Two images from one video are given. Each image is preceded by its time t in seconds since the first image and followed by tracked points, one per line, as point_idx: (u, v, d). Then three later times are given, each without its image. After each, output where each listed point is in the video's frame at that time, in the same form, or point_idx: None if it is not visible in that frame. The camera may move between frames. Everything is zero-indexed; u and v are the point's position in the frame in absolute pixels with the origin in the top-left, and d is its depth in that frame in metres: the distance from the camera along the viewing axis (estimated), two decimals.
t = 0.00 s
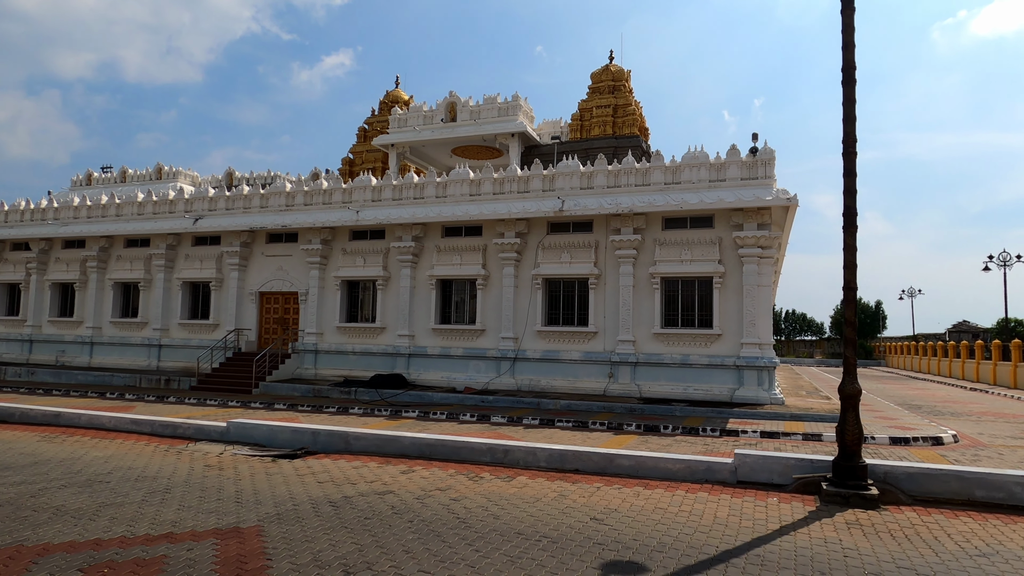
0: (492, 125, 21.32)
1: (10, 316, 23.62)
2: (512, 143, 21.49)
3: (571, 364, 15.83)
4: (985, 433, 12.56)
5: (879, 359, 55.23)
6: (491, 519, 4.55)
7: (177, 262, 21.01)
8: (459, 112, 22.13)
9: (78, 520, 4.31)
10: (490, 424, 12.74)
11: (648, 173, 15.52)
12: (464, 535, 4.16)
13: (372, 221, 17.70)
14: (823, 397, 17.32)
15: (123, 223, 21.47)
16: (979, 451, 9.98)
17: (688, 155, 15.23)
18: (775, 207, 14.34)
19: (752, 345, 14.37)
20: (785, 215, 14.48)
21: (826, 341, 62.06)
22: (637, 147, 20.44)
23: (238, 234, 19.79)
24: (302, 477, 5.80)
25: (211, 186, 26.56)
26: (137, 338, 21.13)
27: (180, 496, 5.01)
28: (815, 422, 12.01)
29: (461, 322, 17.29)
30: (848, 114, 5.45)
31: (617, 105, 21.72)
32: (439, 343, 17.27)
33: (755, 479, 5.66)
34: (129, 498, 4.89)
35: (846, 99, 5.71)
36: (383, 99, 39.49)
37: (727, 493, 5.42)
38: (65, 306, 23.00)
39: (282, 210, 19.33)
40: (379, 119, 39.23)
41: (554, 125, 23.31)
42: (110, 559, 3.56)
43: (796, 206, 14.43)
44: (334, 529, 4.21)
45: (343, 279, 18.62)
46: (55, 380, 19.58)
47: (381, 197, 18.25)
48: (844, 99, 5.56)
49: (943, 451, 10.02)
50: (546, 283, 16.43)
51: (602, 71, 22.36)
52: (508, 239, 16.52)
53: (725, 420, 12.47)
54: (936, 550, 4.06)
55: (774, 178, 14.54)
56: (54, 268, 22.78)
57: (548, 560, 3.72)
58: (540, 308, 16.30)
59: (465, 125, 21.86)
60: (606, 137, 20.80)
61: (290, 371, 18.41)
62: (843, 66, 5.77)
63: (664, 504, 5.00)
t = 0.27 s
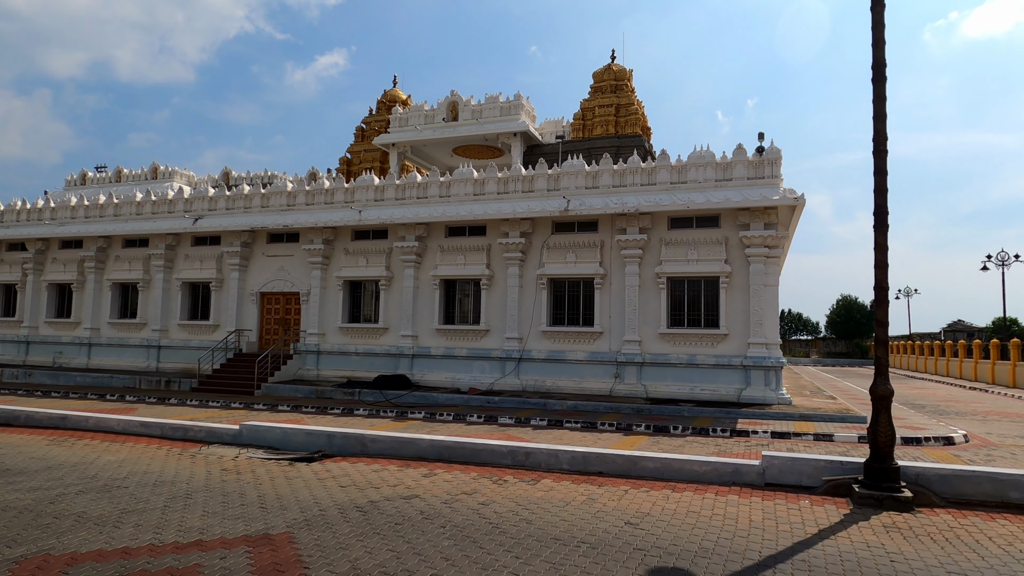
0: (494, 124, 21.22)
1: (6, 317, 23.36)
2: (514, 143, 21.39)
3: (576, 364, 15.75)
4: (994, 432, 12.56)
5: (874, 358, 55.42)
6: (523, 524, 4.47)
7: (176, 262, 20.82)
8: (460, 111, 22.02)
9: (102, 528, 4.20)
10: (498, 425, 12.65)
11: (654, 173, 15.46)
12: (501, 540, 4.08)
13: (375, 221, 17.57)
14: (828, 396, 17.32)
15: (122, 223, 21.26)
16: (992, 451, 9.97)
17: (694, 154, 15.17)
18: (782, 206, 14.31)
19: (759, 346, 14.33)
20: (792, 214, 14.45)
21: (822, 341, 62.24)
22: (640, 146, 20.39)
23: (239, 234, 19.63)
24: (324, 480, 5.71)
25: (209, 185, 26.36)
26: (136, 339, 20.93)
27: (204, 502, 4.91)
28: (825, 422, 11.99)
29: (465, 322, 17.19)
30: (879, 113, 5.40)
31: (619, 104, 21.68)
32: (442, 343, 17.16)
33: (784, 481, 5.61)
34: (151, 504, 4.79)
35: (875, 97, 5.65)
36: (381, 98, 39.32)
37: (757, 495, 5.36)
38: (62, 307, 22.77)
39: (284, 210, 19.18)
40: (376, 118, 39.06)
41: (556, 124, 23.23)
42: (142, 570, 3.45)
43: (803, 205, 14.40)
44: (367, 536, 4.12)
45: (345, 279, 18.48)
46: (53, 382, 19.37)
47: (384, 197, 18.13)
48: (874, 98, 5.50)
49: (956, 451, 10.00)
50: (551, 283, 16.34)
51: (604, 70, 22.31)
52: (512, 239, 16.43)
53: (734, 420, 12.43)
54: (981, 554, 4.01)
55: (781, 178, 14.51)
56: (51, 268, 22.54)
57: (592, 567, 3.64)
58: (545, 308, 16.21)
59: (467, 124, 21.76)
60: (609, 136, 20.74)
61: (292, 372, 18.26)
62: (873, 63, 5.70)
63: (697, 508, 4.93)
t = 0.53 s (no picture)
0: (496, 122, 21.13)
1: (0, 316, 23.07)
2: (516, 141, 21.30)
3: (581, 364, 15.67)
4: (1001, 431, 12.57)
5: (869, 357, 55.65)
6: (555, 525, 4.39)
7: (174, 261, 20.61)
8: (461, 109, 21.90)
9: (125, 531, 4.08)
10: (504, 424, 12.56)
11: (659, 171, 15.41)
12: (536, 542, 4.00)
13: (377, 219, 17.44)
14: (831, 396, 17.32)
15: (119, 221, 21.03)
16: (1003, 450, 9.96)
17: (699, 152, 15.12)
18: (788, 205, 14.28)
19: (765, 345, 14.30)
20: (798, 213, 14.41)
21: (817, 340, 62.46)
22: (642, 145, 20.35)
23: (238, 233, 19.45)
24: (343, 480, 5.61)
25: (206, 183, 26.13)
26: (133, 338, 20.72)
27: (225, 503, 4.80)
28: (832, 421, 11.97)
29: (468, 321, 17.08)
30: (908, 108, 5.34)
31: (621, 103, 21.63)
32: (445, 342, 17.04)
33: (811, 480, 5.55)
34: (172, 505, 4.68)
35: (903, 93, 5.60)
36: (378, 96, 39.16)
37: (785, 495, 5.31)
38: (58, 306, 22.51)
39: (284, 208, 19.01)
40: (373, 117, 38.89)
41: (557, 123, 23.16)
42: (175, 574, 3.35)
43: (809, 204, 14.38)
44: (399, 538, 4.02)
45: (347, 278, 18.34)
46: (50, 382, 19.14)
47: (385, 195, 17.99)
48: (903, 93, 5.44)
49: (967, 450, 9.99)
50: (555, 282, 16.25)
51: (606, 69, 22.26)
52: (516, 238, 16.34)
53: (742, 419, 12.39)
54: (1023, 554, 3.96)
55: (786, 176, 14.48)
56: (46, 267, 22.28)
57: (635, 569, 3.57)
58: (549, 307, 16.12)
59: (468, 122, 21.65)
60: (611, 135, 20.67)
61: (293, 372, 18.11)
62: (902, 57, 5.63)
63: (727, 508, 4.87)
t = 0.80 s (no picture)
0: (498, 121, 21.04)
1: None
2: (518, 140, 21.21)
3: (586, 364, 15.61)
4: (1007, 431, 12.59)
5: (864, 357, 55.88)
6: (589, 530, 4.31)
7: (173, 259, 20.42)
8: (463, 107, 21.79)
9: (151, 537, 3.98)
10: (511, 425, 12.48)
11: (664, 171, 15.35)
12: (574, 548, 3.92)
13: (380, 218, 17.32)
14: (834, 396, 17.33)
15: (116, 219, 20.81)
16: (1014, 450, 9.97)
17: (705, 152, 15.08)
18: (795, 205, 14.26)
19: (771, 345, 14.27)
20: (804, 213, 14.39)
21: (812, 340, 62.67)
22: (645, 144, 20.30)
23: (238, 231, 19.27)
24: (365, 484, 5.51)
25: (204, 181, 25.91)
26: (131, 337, 20.51)
27: (249, 508, 4.70)
28: (840, 422, 11.95)
29: (471, 321, 16.98)
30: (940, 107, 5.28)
31: (623, 102, 21.59)
32: (448, 342, 16.94)
33: (839, 482, 5.59)
34: (194, 510, 4.57)
35: (933, 93, 5.54)
36: (376, 95, 38.99)
37: (814, 498, 5.25)
38: (54, 305, 22.26)
39: (285, 206, 18.86)
40: (371, 115, 38.72)
41: (558, 122, 23.09)
42: None
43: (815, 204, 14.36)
44: (434, 544, 3.94)
45: (348, 277, 18.20)
46: (46, 381, 18.91)
47: (388, 194, 17.85)
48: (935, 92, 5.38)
49: (978, 451, 9.99)
50: (559, 282, 16.18)
51: (608, 68, 22.20)
52: (520, 237, 16.26)
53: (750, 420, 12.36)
54: None
55: (792, 176, 14.46)
56: (42, 265, 22.03)
57: None
58: (553, 307, 16.05)
59: (469, 121, 21.53)
60: (613, 134, 20.62)
61: (294, 371, 17.96)
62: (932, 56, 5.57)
63: (759, 512, 4.81)
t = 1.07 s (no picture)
0: (499, 120, 20.98)
1: None
2: (519, 139, 21.16)
3: (590, 364, 15.57)
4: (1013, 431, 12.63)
5: (859, 357, 56.13)
6: (623, 533, 4.27)
7: (172, 258, 20.26)
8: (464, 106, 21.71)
9: (181, 542, 3.90)
10: (518, 425, 12.43)
11: (669, 170, 15.33)
12: (612, 551, 3.87)
13: (383, 217, 17.23)
14: (837, 396, 17.37)
15: (115, 217, 20.63)
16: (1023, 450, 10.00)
17: (710, 152, 15.07)
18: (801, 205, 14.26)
19: (776, 345, 14.27)
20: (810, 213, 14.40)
21: (807, 339, 62.91)
22: (647, 144, 20.28)
23: (239, 230, 19.13)
24: (388, 486, 5.45)
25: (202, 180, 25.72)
26: (129, 337, 20.34)
27: (274, 511, 4.63)
28: (847, 422, 11.97)
29: (474, 320, 16.91)
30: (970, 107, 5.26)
31: (625, 102, 21.58)
32: (451, 342, 16.86)
33: (866, 484, 5.64)
34: (220, 514, 4.50)
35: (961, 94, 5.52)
36: (373, 93, 38.86)
37: (842, 500, 5.23)
38: (50, 304, 22.05)
39: (286, 205, 18.74)
40: (369, 114, 38.59)
41: (560, 121, 23.05)
42: None
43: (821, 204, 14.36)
44: (470, 548, 3.87)
45: (350, 276, 18.10)
46: (44, 381, 18.73)
47: (390, 193, 17.75)
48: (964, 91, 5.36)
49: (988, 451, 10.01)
50: (563, 281, 16.13)
51: (610, 67, 22.18)
52: (524, 236, 16.21)
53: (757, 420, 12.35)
54: None
55: (798, 176, 14.47)
56: (39, 264, 21.82)
57: None
58: (557, 307, 16.00)
59: (471, 120, 21.45)
60: (615, 134, 20.60)
61: (296, 371, 17.85)
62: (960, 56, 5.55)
63: (790, 514, 4.78)
